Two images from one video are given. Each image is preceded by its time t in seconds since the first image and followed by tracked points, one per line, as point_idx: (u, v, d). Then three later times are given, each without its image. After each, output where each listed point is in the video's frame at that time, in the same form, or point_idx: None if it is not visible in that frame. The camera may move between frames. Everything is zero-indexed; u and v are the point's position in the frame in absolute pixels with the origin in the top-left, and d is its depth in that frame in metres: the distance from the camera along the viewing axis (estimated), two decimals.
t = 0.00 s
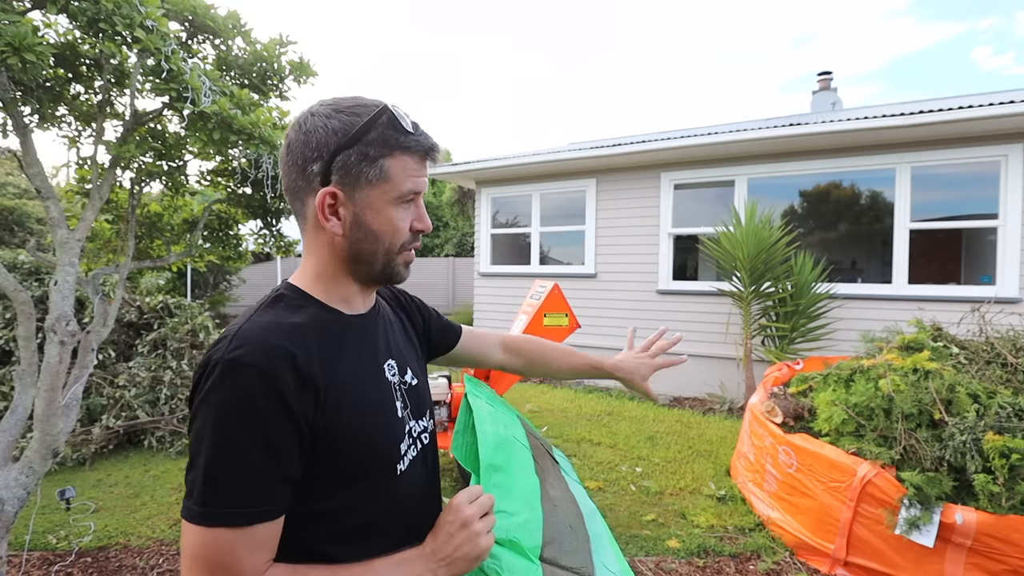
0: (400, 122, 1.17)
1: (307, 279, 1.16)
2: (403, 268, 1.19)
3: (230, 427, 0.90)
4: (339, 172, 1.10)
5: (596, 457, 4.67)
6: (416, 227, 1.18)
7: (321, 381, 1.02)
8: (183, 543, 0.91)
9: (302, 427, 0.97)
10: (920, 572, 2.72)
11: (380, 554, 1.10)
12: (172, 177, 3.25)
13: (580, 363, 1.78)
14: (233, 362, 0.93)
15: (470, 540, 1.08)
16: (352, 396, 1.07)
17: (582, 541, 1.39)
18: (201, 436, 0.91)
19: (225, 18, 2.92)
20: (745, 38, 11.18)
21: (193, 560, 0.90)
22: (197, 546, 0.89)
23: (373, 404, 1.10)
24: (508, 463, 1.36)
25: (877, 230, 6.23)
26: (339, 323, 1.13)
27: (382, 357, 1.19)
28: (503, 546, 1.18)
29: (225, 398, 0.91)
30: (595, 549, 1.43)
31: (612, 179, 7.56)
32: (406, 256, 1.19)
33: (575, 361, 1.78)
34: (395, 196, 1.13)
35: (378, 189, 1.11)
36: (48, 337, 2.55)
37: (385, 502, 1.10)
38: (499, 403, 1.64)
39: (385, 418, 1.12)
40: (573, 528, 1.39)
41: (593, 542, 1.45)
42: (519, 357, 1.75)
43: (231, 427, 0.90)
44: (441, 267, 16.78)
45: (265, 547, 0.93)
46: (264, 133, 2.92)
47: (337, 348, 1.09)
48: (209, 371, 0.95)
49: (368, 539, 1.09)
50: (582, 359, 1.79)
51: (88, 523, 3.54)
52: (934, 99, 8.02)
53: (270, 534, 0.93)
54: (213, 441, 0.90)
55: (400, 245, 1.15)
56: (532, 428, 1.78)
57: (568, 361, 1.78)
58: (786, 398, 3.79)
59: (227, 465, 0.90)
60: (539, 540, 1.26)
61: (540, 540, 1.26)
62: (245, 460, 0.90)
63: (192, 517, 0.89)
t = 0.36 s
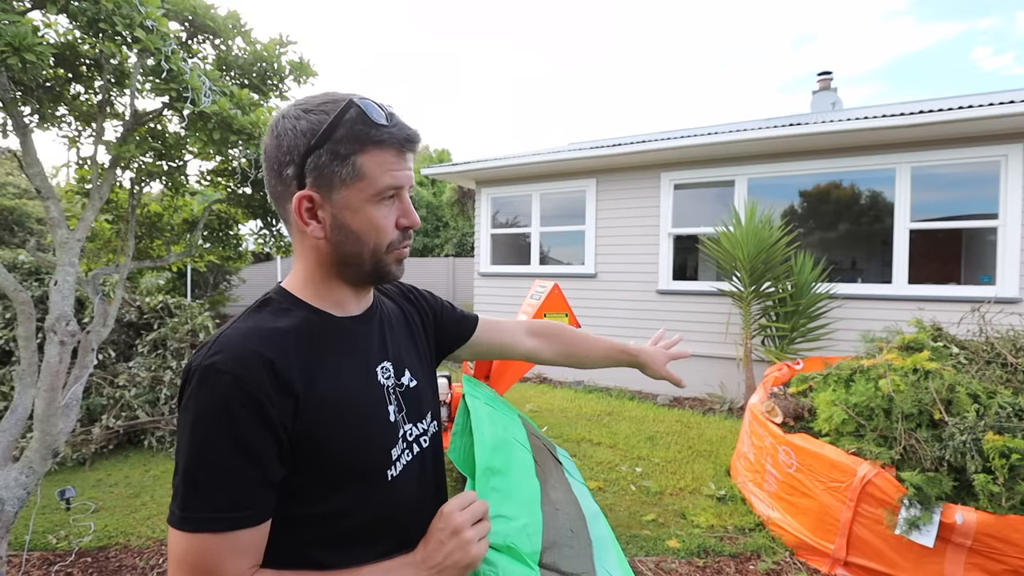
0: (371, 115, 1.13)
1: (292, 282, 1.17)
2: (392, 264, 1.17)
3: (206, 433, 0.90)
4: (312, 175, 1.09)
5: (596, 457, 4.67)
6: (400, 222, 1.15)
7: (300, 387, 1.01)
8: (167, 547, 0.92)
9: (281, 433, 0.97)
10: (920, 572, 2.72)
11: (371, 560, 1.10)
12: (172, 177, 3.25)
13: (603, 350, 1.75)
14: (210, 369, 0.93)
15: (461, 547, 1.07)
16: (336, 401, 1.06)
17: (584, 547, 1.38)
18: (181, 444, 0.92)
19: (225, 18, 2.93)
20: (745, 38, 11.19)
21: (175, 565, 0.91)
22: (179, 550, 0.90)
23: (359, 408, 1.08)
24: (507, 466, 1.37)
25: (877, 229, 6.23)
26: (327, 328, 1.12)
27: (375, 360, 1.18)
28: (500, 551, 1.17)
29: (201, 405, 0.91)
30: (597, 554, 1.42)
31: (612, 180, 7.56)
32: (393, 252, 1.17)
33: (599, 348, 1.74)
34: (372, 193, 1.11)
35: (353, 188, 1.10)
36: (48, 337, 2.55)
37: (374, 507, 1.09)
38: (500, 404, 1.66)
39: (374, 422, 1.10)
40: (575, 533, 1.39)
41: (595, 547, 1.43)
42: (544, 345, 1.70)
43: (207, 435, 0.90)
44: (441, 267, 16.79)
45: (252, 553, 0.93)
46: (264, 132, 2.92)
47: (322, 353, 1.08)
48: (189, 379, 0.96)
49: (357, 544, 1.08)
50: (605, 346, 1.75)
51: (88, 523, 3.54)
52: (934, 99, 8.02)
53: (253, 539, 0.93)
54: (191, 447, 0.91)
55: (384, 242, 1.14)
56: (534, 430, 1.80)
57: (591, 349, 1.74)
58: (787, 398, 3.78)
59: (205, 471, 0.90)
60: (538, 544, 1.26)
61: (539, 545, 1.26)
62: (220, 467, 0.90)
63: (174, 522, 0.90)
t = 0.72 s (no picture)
0: (324, 115, 1.11)
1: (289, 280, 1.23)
2: (351, 268, 1.10)
3: (206, 429, 0.91)
4: (277, 179, 1.14)
5: (596, 457, 4.67)
6: (353, 223, 1.09)
7: (301, 386, 1.01)
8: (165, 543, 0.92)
9: (280, 432, 0.97)
10: (920, 572, 2.72)
11: (370, 561, 1.09)
12: (172, 177, 3.25)
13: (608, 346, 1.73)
14: (211, 366, 0.94)
15: (455, 556, 1.04)
16: (337, 401, 1.06)
17: (593, 545, 1.34)
18: (182, 440, 0.93)
19: (225, 18, 2.93)
20: (744, 38, 11.18)
21: (172, 560, 0.91)
22: (175, 545, 0.90)
23: (361, 409, 1.08)
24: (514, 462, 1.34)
25: (877, 230, 6.23)
26: (330, 327, 1.12)
27: (379, 359, 1.17)
28: (501, 554, 1.18)
29: (203, 402, 0.92)
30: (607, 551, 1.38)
31: (612, 179, 7.56)
32: (351, 255, 1.10)
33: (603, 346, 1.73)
34: (319, 194, 1.08)
35: (302, 190, 1.10)
36: (48, 337, 2.55)
37: (375, 508, 1.09)
38: (513, 390, 1.62)
39: (376, 421, 1.10)
40: (585, 531, 1.35)
41: (605, 544, 1.39)
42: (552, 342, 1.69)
43: (207, 431, 0.91)
44: (441, 267, 16.79)
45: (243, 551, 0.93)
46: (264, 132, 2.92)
47: (323, 353, 1.08)
48: (192, 377, 0.96)
49: (357, 544, 1.08)
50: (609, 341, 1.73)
51: (88, 523, 3.54)
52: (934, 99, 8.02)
53: (250, 537, 0.94)
54: (191, 443, 0.91)
55: (335, 243, 1.09)
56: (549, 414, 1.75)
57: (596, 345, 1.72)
58: (787, 398, 3.78)
59: (205, 468, 0.90)
60: (542, 546, 1.24)
61: (545, 546, 1.25)
62: (218, 465, 0.91)
63: (173, 518, 0.91)
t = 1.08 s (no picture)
0: (311, 114, 1.10)
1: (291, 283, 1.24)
2: (346, 271, 1.10)
3: (196, 440, 0.92)
4: (269, 180, 1.15)
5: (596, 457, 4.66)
6: (344, 225, 1.08)
7: (290, 398, 1.02)
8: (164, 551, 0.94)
9: (271, 443, 0.98)
10: (920, 572, 2.72)
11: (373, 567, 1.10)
12: (172, 177, 3.25)
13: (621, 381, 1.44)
14: (201, 378, 0.96)
15: None
16: (333, 409, 1.06)
17: (629, 553, 1.05)
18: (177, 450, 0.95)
19: (225, 18, 2.93)
20: (744, 38, 11.18)
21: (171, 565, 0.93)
22: (171, 553, 0.92)
23: (358, 418, 1.08)
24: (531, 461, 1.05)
25: (877, 229, 6.23)
26: (329, 337, 1.12)
27: (384, 368, 1.17)
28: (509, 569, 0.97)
29: (194, 412, 0.94)
30: (648, 555, 1.08)
31: (612, 179, 7.55)
32: (347, 257, 1.10)
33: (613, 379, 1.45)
34: (309, 196, 1.08)
35: (294, 192, 1.09)
36: (48, 337, 2.56)
37: (375, 517, 1.09)
38: (533, 355, 1.29)
39: (375, 431, 1.09)
40: (620, 534, 1.06)
41: (651, 546, 1.10)
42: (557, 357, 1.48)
43: (197, 442, 0.92)
44: (441, 267, 16.81)
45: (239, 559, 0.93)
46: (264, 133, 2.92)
47: (319, 364, 1.09)
48: (186, 388, 0.98)
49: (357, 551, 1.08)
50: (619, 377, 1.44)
51: (88, 523, 3.54)
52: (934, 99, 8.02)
53: (242, 546, 0.94)
54: (184, 453, 0.93)
55: (329, 246, 1.08)
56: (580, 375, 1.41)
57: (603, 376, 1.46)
58: (787, 398, 3.78)
59: (195, 479, 0.91)
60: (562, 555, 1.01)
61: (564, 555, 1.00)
62: (210, 481, 0.91)
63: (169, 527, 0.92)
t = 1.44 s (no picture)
0: (339, 129, 1.15)
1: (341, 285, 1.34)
2: (377, 283, 1.16)
3: (238, 431, 1.06)
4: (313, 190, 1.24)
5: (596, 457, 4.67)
6: (371, 238, 1.14)
7: (320, 400, 1.13)
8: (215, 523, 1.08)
9: (302, 438, 1.09)
10: (920, 571, 2.73)
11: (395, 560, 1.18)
12: (173, 177, 3.26)
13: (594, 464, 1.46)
14: (244, 375, 1.10)
15: None
16: (360, 411, 1.15)
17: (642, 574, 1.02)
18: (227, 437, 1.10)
19: (226, 18, 2.93)
20: (744, 38, 11.18)
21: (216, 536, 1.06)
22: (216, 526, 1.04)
23: (386, 424, 1.16)
24: (544, 469, 1.00)
25: (876, 230, 6.24)
26: (366, 347, 1.21)
27: (418, 375, 1.23)
28: None
29: (238, 406, 1.08)
30: None
31: (612, 180, 7.56)
32: (378, 269, 1.16)
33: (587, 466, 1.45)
34: (341, 210, 1.15)
35: (330, 206, 1.17)
36: (49, 337, 2.56)
37: (398, 513, 1.17)
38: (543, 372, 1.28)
39: (400, 435, 1.17)
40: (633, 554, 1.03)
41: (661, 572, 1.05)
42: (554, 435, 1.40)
43: (238, 432, 1.06)
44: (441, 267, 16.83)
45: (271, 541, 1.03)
46: (265, 132, 2.93)
47: (354, 372, 1.18)
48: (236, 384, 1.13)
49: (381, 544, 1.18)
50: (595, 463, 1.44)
51: (88, 523, 3.54)
52: (934, 99, 8.02)
53: (270, 527, 1.03)
54: (229, 442, 1.07)
55: (360, 257, 1.15)
56: (588, 402, 1.41)
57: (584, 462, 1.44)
58: (786, 398, 3.79)
59: (235, 466, 1.04)
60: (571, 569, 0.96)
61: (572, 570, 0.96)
62: (247, 475, 1.02)
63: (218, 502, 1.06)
